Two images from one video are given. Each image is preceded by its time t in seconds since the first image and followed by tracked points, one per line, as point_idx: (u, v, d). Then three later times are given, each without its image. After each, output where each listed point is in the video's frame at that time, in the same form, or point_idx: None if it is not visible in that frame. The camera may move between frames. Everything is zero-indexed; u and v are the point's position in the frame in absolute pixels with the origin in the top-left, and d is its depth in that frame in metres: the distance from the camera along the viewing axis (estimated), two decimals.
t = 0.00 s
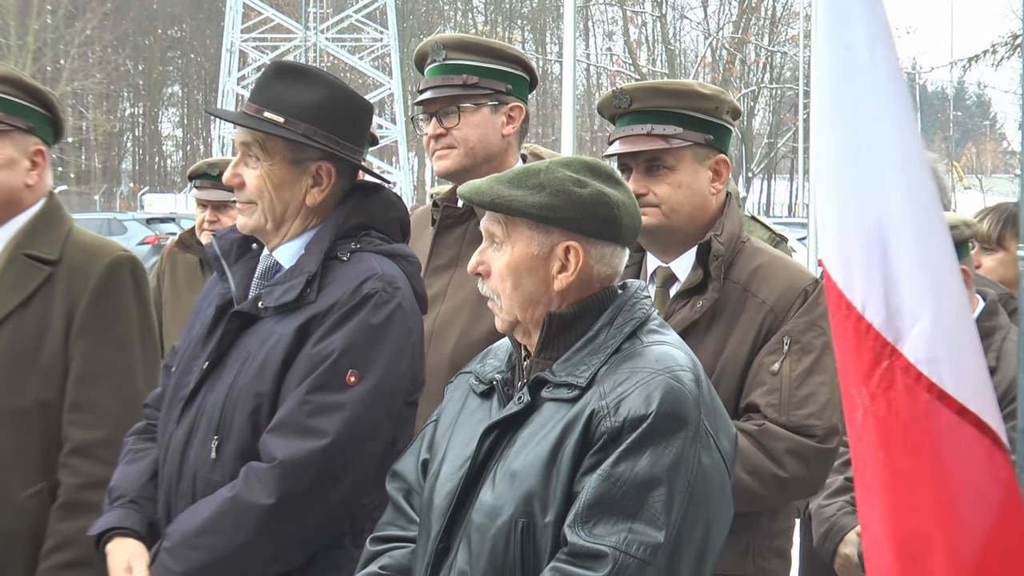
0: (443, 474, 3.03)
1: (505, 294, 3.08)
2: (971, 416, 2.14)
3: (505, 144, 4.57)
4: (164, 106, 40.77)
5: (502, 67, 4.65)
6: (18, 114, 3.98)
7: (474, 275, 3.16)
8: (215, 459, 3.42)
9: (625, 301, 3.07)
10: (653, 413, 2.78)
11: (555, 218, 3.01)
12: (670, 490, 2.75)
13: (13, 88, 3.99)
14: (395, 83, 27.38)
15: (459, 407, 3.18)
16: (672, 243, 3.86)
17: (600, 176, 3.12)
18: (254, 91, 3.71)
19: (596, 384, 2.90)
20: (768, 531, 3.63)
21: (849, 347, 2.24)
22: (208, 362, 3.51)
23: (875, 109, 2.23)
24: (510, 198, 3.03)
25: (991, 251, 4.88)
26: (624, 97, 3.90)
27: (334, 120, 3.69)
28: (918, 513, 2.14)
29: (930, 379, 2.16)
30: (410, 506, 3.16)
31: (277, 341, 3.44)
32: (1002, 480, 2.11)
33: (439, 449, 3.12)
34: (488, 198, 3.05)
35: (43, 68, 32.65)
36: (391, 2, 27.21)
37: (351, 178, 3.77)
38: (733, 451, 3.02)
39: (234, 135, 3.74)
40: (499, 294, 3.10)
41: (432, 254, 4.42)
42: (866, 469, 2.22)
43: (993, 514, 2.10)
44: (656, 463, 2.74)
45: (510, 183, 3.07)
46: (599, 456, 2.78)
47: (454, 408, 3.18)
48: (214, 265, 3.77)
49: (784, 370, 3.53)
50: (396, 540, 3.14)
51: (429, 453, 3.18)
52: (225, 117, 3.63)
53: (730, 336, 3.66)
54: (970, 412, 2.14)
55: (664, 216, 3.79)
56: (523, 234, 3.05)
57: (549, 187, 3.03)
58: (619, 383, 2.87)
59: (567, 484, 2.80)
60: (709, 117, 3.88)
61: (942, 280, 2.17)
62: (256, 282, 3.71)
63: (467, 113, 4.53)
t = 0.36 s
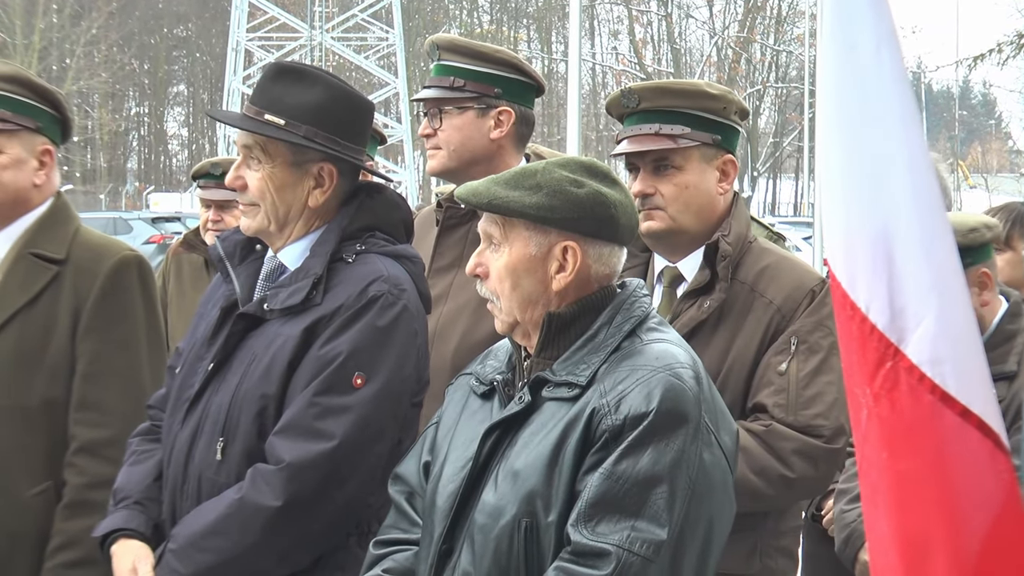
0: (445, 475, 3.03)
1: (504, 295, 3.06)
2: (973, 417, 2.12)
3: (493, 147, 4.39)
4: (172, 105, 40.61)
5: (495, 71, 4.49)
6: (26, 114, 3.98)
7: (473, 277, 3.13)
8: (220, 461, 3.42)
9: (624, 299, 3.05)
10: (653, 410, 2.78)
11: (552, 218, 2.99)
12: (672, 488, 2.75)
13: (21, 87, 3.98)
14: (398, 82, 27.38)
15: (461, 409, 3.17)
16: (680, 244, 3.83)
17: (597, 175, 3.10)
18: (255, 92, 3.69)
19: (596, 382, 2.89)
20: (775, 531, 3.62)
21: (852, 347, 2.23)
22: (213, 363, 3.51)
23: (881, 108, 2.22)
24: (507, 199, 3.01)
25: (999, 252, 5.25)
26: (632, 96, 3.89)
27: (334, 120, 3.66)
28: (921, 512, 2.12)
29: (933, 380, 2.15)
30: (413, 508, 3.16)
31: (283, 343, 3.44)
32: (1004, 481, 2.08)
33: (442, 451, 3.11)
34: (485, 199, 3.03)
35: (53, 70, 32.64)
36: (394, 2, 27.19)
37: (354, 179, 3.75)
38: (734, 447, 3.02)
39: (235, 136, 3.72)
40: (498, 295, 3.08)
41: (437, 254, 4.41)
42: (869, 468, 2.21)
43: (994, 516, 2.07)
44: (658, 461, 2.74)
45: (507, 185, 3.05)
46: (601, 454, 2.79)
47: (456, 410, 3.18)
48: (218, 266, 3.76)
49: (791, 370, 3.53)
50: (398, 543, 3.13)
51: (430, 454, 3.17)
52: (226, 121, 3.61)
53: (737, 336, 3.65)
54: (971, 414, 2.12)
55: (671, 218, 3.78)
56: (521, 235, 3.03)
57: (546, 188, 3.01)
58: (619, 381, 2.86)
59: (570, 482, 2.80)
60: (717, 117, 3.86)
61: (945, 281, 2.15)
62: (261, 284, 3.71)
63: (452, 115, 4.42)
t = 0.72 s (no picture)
0: (453, 479, 3.03)
1: (506, 299, 3.04)
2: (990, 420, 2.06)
3: (494, 152, 4.36)
4: (177, 109, 40.73)
5: (498, 75, 4.47)
6: (32, 118, 3.97)
7: (476, 282, 3.12)
8: (225, 464, 3.42)
9: (627, 300, 3.04)
10: (657, 411, 2.77)
11: (552, 222, 2.97)
12: (678, 489, 2.74)
13: (28, 92, 3.97)
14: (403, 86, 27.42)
15: (468, 412, 3.16)
16: (689, 246, 3.79)
17: (596, 176, 3.07)
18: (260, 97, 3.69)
19: (600, 384, 2.89)
20: (782, 534, 3.61)
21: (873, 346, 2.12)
22: (218, 367, 3.51)
23: (892, 101, 2.09)
24: (507, 204, 2.99)
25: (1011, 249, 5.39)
26: (647, 94, 3.85)
27: (338, 124, 3.65)
28: (945, 518, 2.05)
29: (952, 383, 2.07)
30: (422, 513, 3.15)
31: (288, 347, 3.44)
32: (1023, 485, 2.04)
33: (449, 454, 3.11)
34: (484, 205, 3.01)
35: (53, 72, 32.69)
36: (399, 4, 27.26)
37: (358, 184, 3.75)
38: (742, 444, 3.01)
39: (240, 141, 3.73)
40: (501, 299, 3.06)
41: (443, 257, 4.39)
42: (882, 469, 2.10)
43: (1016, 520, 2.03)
44: (663, 462, 2.73)
45: (507, 190, 3.03)
46: (606, 456, 2.78)
47: (462, 413, 3.17)
48: (224, 271, 3.75)
49: (800, 375, 3.52)
50: (410, 548, 3.13)
51: (439, 458, 3.17)
52: (230, 125, 3.62)
53: (745, 339, 3.64)
54: (985, 418, 2.06)
55: (681, 220, 3.74)
56: (521, 239, 3.01)
57: (545, 192, 2.99)
58: (622, 382, 2.86)
59: (576, 484, 2.80)
60: (728, 120, 3.83)
61: (969, 284, 2.05)
62: (267, 289, 3.70)
63: (454, 118, 4.40)
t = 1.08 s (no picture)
0: (469, 479, 3.04)
1: (523, 301, 3.06)
2: None
3: (506, 152, 4.36)
4: (185, 109, 40.68)
5: (509, 75, 4.45)
6: (45, 120, 3.97)
7: (492, 284, 3.13)
8: (239, 465, 3.43)
9: (643, 300, 3.05)
10: (672, 413, 2.77)
11: (567, 223, 2.98)
12: (692, 490, 2.74)
13: (41, 93, 3.97)
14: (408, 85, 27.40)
15: (483, 411, 3.17)
16: (701, 246, 3.81)
17: (609, 177, 3.08)
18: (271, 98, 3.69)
19: (615, 385, 2.89)
20: (796, 533, 3.61)
21: (895, 346, 2.06)
22: (233, 369, 3.53)
23: (914, 100, 2.06)
24: (521, 207, 3.00)
25: None
26: (658, 95, 3.86)
27: (349, 124, 3.65)
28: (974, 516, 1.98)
29: (992, 372, 2.00)
30: (439, 513, 3.16)
31: (302, 349, 3.44)
32: None
33: (466, 453, 3.12)
34: (499, 207, 3.02)
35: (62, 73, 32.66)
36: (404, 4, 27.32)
37: (371, 184, 3.75)
38: (757, 445, 3.01)
39: (252, 142, 3.73)
40: (517, 301, 3.08)
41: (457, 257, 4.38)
42: (903, 469, 2.03)
43: None
44: (678, 463, 2.74)
45: (521, 192, 3.04)
46: (621, 457, 2.78)
47: (478, 412, 3.18)
48: (238, 273, 3.76)
49: (812, 374, 3.53)
50: (426, 548, 3.13)
51: (455, 458, 3.18)
52: (242, 126, 3.63)
53: (758, 339, 3.66)
54: None
55: (694, 219, 3.74)
56: (536, 241, 3.03)
57: (559, 194, 3.00)
58: (637, 383, 2.86)
59: (591, 485, 2.80)
60: (740, 120, 3.83)
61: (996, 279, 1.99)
62: (280, 291, 3.72)
63: (466, 119, 4.39)
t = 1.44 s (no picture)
0: (489, 481, 3.04)
1: (544, 302, 3.06)
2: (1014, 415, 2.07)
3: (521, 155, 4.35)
4: (198, 111, 40.60)
5: (524, 78, 4.45)
6: (63, 121, 3.96)
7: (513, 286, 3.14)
8: (255, 467, 3.43)
9: (665, 302, 3.05)
10: (694, 416, 2.77)
11: (589, 225, 2.99)
12: (715, 494, 2.74)
13: (58, 95, 3.96)
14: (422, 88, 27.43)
15: (503, 414, 3.17)
16: (720, 246, 3.81)
17: (632, 178, 3.09)
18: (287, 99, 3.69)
19: (637, 387, 2.89)
20: (813, 534, 3.61)
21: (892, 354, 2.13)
22: (249, 371, 3.53)
23: (925, 104, 2.08)
24: (543, 209, 3.02)
25: None
26: (675, 97, 3.86)
27: (366, 125, 3.65)
28: (974, 518, 2.04)
29: (982, 381, 2.08)
30: (459, 515, 3.16)
31: (318, 351, 3.44)
32: None
33: (485, 456, 3.11)
34: (522, 209, 3.04)
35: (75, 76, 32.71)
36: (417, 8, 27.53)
37: (386, 186, 3.75)
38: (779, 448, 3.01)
39: (269, 143, 3.72)
40: (538, 303, 3.08)
41: (474, 258, 4.35)
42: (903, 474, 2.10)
43: None
44: (701, 467, 2.73)
45: (543, 194, 3.05)
46: (643, 461, 2.78)
47: (498, 415, 3.17)
48: (254, 275, 3.77)
49: (829, 375, 3.53)
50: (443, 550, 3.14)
51: (475, 460, 3.18)
52: (259, 128, 3.62)
53: (774, 341, 3.66)
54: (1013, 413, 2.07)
55: (711, 220, 3.75)
56: (560, 242, 3.04)
57: (582, 195, 3.01)
58: (659, 386, 2.85)
59: (612, 488, 2.80)
60: (756, 122, 3.83)
61: (989, 289, 2.07)
62: (296, 293, 3.72)
63: (480, 122, 4.40)
